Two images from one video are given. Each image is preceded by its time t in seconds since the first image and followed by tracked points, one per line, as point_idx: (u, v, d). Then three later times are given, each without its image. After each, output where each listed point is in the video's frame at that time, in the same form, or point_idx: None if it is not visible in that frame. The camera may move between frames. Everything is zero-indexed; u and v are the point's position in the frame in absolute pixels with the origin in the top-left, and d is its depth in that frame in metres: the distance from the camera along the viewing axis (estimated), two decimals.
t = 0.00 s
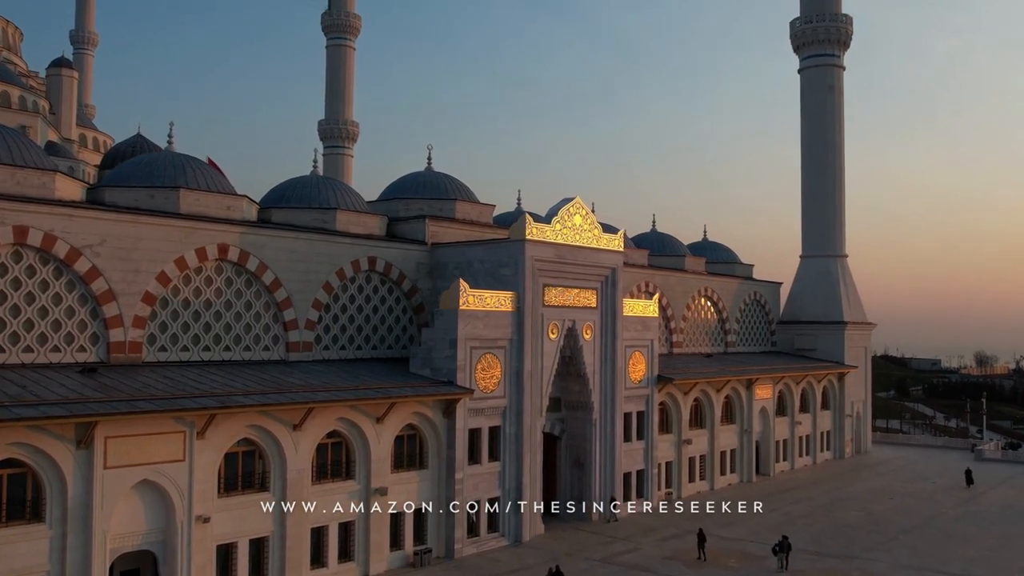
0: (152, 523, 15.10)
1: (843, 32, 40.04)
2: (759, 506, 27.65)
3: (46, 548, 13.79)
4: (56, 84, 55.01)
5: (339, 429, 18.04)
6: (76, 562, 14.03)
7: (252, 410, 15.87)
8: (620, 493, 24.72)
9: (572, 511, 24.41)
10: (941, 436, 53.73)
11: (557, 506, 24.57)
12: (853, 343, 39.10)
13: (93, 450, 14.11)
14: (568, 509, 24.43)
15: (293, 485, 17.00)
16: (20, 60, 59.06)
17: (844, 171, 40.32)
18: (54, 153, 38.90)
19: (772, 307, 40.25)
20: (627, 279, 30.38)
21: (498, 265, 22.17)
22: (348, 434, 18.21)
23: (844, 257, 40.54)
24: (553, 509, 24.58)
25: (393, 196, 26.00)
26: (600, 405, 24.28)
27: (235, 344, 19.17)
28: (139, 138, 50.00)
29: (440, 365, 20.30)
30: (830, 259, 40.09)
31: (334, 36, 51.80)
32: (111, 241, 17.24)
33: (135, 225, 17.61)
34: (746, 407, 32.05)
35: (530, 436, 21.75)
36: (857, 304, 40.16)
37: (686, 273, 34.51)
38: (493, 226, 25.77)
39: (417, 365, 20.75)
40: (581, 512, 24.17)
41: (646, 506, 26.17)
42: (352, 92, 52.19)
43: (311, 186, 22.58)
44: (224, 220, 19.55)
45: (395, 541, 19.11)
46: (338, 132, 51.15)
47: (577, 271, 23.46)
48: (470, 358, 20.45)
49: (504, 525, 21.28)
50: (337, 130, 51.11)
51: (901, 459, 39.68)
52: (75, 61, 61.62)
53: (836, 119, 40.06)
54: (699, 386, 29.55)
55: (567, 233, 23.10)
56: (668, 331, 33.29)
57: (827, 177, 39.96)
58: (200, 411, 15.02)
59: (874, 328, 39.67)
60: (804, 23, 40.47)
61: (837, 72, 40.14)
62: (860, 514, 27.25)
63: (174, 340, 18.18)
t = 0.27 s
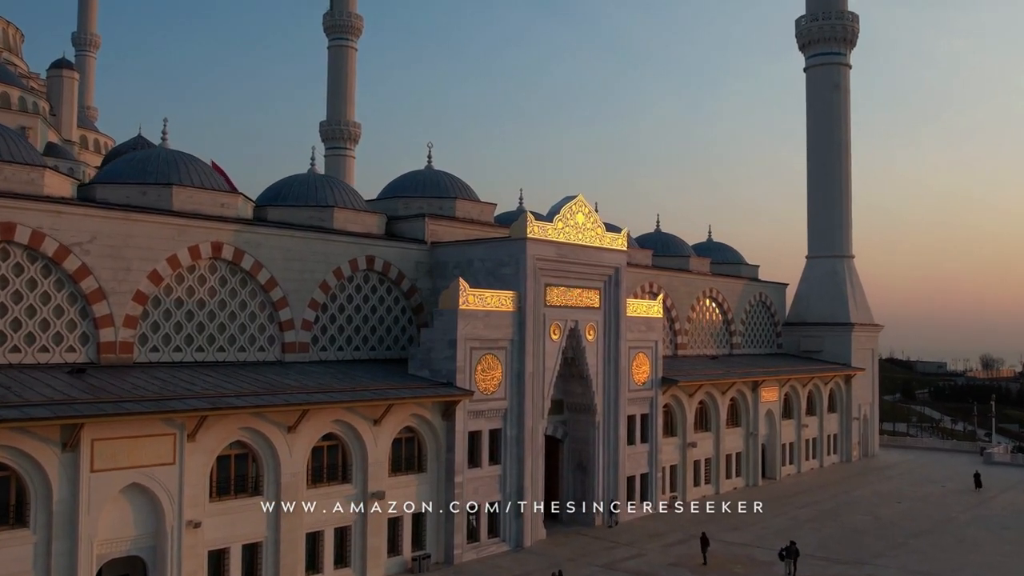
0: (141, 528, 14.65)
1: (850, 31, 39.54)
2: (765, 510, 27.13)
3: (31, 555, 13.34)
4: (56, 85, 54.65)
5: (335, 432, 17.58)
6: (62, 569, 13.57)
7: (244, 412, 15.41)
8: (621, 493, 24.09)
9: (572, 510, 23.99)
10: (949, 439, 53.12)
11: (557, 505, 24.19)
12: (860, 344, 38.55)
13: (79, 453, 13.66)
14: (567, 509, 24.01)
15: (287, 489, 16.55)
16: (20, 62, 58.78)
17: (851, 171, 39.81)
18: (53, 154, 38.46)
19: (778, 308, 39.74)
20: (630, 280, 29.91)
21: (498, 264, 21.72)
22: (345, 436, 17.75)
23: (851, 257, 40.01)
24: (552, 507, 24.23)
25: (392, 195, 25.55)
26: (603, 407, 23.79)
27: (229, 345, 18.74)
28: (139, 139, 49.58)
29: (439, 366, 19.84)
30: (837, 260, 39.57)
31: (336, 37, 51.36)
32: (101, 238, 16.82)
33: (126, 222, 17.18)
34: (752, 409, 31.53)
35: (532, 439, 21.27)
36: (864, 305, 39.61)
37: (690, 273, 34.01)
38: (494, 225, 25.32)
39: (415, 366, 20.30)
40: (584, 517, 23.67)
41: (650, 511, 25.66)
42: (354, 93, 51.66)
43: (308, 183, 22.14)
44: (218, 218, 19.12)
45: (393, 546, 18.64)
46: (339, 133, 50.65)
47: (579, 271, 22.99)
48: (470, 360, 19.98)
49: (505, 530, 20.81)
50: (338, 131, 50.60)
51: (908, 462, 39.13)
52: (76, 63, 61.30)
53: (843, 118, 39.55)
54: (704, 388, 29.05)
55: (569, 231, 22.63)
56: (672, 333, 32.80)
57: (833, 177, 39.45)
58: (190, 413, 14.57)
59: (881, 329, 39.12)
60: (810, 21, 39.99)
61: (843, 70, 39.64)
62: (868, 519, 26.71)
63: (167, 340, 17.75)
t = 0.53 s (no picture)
0: (128, 533, 14.18)
1: (856, 28, 39.04)
2: (771, 515, 26.58)
3: (12, 561, 12.87)
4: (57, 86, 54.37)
5: (330, 435, 17.11)
6: None
7: (235, 413, 14.95)
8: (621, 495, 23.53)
9: (572, 511, 23.52)
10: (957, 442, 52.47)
11: (557, 505, 23.74)
12: (867, 346, 37.98)
13: (63, 456, 13.20)
14: (568, 509, 23.54)
15: (280, 493, 16.08)
16: (22, 64, 58.56)
17: (857, 170, 39.28)
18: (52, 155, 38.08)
19: (784, 309, 39.21)
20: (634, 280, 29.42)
21: (498, 263, 21.24)
22: (340, 439, 17.28)
23: (858, 258, 39.46)
24: (552, 507, 23.77)
25: (391, 193, 25.10)
26: (606, 409, 23.29)
27: (222, 345, 18.29)
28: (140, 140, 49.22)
29: (437, 367, 19.36)
30: (844, 260, 39.03)
31: (337, 37, 50.95)
32: (89, 235, 16.38)
33: (115, 219, 16.75)
34: (758, 411, 30.99)
35: (533, 442, 20.78)
36: (871, 306, 39.04)
37: (695, 274, 33.51)
38: (494, 224, 24.85)
39: (413, 367, 19.82)
40: (586, 522, 23.16)
41: (653, 515, 25.15)
42: (355, 94, 51.15)
43: (305, 180, 21.68)
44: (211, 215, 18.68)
45: (390, 552, 18.16)
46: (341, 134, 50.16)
47: (582, 270, 22.50)
48: (469, 360, 19.50)
49: (505, 535, 20.31)
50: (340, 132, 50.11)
51: (916, 466, 38.53)
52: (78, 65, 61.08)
53: (849, 117, 39.04)
54: (709, 390, 28.53)
55: (571, 229, 22.13)
56: (676, 334, 32.29)
57: (839, 176, 38.93)
58: (178, 414, 14.11)
59: (888, 331, 38.55)
60: (816, 19, 39.50)
61: (850, 68, 39.13)
62: (877, 523, 26.15)
63: (157, 340, 17.32)
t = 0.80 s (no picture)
0: (113, 539, 13.78)
1: (861, 26, 38.60)
2: (776, 519, 26.11)
3: None
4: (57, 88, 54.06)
5: (323, 437, 16.69)
6: None
7: (224, 415, 14.54)
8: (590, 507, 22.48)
9: (572, 511, 23.10)
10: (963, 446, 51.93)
11: (557, 505, 23.34)
12: (873, 348, 37.50)
13: (45, 458, 12.78)
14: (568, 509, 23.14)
15: (272, 497, 15.66)
16: (21, 65, 58.33)
17: (862, 170, 38.83)
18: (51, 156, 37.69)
19: (788, 311, 38.75)
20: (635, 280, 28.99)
21: (496, 262, 20.83)
22: (333, 441, 16.86)
23: (863, 259, 39.01)
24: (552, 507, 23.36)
25: (389, 192, 24.70)
26: (607, 412, 22.86)
27: (214, 346, 17.90)
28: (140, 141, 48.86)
29: (434, 368, 18.93)
30: (849, 261, 38.58)
31: (338, 38, 50.51)
32: (77, 233, 16.00)
33: (103, 216, 16.36)
34: (762, 414, 30.53)
35: (532, 445, 20.34)
36: (877, 308, 38.55)
37: (698, 275, 33.07)
38: (494, 223, 24.44)
39: (409, 368, 19.40)
40: (587, 527, 22.71)
41: (656, 520, 24.69)
42: (356, 95, 50.62)
43: (300, 178, 21.28)
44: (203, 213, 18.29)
45: (385, 557, 17.74)
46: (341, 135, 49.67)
47: (582, 269, 22.07)
48: (467, 361, 19.08)
49: (504, 540, 19.88)
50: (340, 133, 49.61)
51: (923, 469, 38.02)
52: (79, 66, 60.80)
53: (854, 116, 38.59)
54: (712, 392, 28.07)
55: (571, 228, 21.71)
56: (679, 336, 31.84)
57: (844, 176, 38.48)
58: (165, 416, 13.71)
59: (894, 332, 38.06)
60: (820, 17, 39.07)
61: (854, 67, 38.69)
62: (884, 528, 25.67)
63: (147, 340, 16.94)
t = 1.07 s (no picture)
0: (97, 544, 13.39)
1: (865, 25, 38.20)
2: (780, 523, 25.66)
3: None
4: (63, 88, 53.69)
5: (315, 440, 16.30)
6: None
7: (212, 417, 14.15)
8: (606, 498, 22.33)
9: (572, 510, 22.72)
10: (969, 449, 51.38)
11: (557, 505, 22.94)
12: (877, 350, 37.03)
13: (25, 461, 12.38)
14: (568, 509, 22.76)
15: (261, 501, 15.25)
16: (21, 66, 58.05)
17: (866, 170, 38.41)
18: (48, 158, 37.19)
19: (791, 312, 38.32)
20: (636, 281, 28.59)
21: (494, 262, 20.44)
22: (326, 444, 16.46)
23: (867, 260, 38.56)
24: (552, 507, 22.93)
25: (386, 190, 24.33)
26: (607, 414, 22.44)
27: (205, 346, 17.53)
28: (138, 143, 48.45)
29: (430, 370, 18.53)
30: (853, 262, 38.14)
31: (338, 39, 50.05)
32: (63, 230, 15.64)
33: (91, 213, 15.99)
34: (765, 417, 30.08)
35: (530, 448, 19.93)
36: (881, 309, 38.08)
37: (700, 275, 32.67)
38: (492, 222, 24.05)
39: (405, 369, 19.00)
40: (586, 532, 22.28)
41: (657, 524, 24.25)
42: (356, 96, 49.96)
43: (294, 176, 20.91)
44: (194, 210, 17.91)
45: (379, 562, 17.33)
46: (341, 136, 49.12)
47: (581, 269, 21.67)
48: (463, 362, 18.67)
49: (501, 545, 19.46)
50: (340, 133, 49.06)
51: (928, 472, 37.53)
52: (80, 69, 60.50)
53: (858, 115, 38.17)
54: (714, 395, 27.64)
55: (570, 227, 21.31)
56: (681, 337, 31.42)
57: (848, 176, 38.05)
58: (150, 418, 13.32)
59: (899, 334, 37.59)
60: (823, 16, 38.68)
61: (858, 66, 38.29)
62: (889, 532, 25.21)
63: (136, 340, 16.59)
